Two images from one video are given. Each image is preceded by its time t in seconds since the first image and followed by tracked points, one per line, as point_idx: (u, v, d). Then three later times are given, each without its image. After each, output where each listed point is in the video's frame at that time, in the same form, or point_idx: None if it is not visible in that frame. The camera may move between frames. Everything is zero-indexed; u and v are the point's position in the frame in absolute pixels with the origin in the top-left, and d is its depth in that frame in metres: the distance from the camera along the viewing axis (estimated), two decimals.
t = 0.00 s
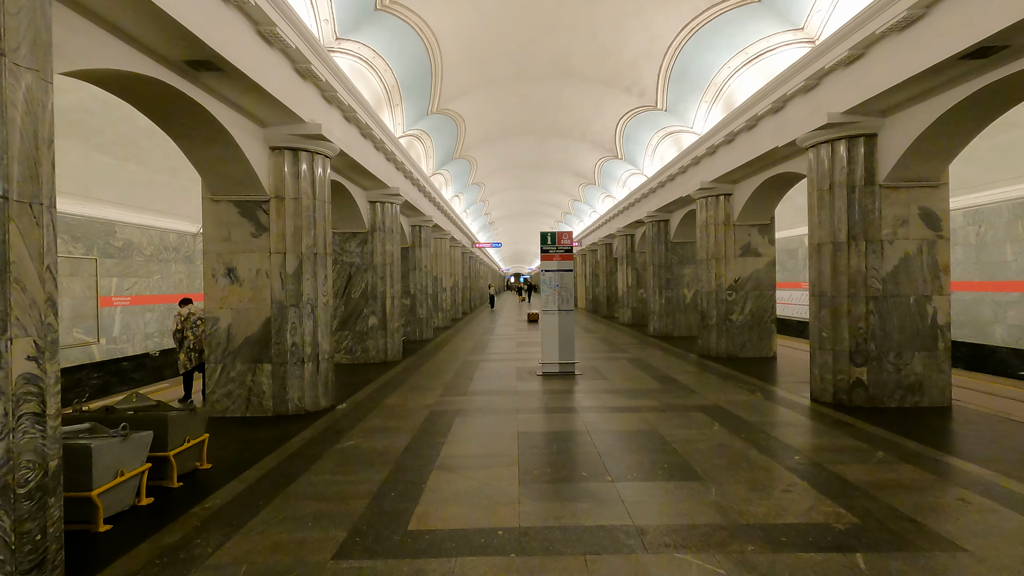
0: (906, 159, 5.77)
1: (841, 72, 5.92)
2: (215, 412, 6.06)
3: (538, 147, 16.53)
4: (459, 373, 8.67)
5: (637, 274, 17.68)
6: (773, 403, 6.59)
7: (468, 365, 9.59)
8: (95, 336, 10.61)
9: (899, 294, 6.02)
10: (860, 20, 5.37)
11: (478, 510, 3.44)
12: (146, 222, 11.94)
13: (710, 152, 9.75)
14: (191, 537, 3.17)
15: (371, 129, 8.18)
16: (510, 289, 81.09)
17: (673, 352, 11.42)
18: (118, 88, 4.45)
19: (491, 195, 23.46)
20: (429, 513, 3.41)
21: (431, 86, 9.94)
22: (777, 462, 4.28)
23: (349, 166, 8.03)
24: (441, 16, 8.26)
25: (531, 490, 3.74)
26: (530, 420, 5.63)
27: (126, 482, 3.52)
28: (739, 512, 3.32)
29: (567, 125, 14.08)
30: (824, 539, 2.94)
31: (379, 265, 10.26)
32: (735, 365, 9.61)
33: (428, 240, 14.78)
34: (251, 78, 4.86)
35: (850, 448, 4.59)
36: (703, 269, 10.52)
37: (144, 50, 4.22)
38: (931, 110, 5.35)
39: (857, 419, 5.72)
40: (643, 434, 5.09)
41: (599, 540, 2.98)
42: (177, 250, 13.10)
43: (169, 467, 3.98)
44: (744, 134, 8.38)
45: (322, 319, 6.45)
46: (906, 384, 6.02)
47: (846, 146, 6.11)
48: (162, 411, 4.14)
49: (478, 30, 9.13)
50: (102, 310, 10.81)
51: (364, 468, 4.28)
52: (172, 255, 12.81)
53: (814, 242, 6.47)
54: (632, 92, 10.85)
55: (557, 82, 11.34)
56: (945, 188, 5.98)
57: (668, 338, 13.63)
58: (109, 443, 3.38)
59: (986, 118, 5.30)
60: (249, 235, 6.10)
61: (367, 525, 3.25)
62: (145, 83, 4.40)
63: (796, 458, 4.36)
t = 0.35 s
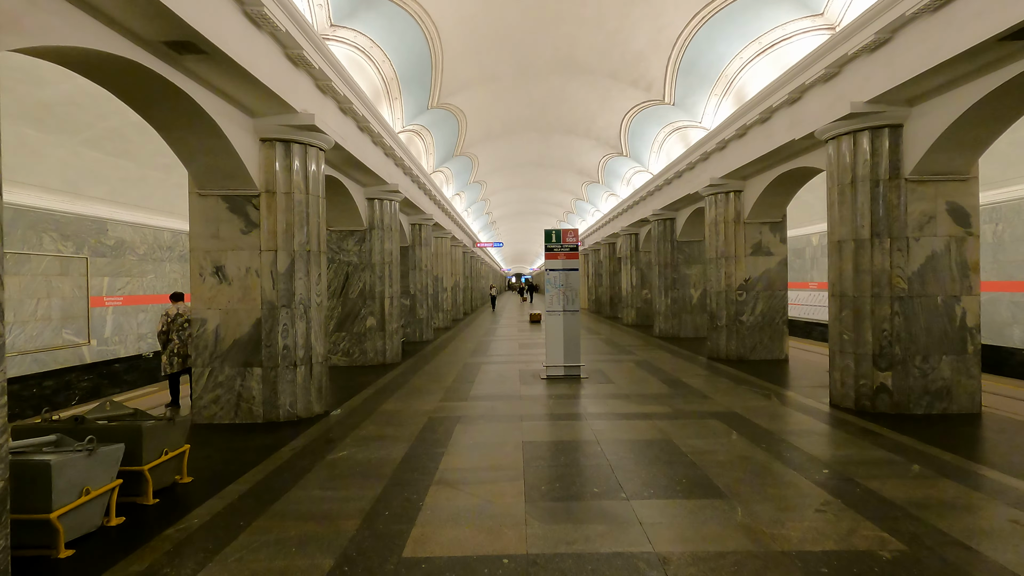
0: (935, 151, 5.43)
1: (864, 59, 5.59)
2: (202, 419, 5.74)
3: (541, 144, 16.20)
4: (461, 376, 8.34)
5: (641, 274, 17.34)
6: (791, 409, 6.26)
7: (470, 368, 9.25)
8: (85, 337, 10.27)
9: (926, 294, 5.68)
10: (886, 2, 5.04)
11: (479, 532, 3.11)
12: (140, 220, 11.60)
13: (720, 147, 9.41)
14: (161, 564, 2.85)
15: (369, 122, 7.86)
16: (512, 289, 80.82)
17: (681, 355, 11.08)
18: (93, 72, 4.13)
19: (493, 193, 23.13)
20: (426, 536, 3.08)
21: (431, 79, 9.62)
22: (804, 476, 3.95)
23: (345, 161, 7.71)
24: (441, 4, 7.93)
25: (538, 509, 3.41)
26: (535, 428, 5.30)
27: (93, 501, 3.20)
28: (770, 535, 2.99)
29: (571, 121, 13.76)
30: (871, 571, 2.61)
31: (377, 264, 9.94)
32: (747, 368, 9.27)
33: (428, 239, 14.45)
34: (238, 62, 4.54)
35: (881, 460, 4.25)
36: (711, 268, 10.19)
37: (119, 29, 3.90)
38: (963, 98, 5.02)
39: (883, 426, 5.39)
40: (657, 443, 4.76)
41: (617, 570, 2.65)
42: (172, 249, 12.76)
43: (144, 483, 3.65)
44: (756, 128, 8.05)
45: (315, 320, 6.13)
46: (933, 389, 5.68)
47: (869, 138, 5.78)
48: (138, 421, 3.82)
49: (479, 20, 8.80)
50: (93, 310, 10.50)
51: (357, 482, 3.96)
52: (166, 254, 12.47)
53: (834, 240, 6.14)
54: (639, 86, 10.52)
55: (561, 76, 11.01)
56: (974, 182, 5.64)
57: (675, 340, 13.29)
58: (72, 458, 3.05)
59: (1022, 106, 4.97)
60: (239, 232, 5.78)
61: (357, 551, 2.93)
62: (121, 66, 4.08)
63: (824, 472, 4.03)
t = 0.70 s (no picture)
0: (965, 143, 5.12)
1: (890, 46, 5.27)
2: (188, 427, 5.42)
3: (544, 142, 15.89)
4: (462, 380, 8.03)
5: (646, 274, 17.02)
6: (810, 416, 5.94)
7: (471, 371, 8.94)
8: (76, 339, 9.97)
9: (954, 295, 5.37)
10: None
11: (484, 560, 2.80)
12: (133, 219, 11.28)
13: (731, 142, 9.09)
14: None
15: (366, 116, 7.54)
16: (513, 290, 80.61)
17: (688, 357, 10.75)
18: (66, 55, 3.82)
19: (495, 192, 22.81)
20: (425, 564, 2.78)
21: (431, 72, 9.31)
22: (836, 493, 3.64)
23: (342, 155, 7.40)
24: None
25: (549, 531, 3.09)
26: (541, 438, 4.99)
27: (57, 524, 2.89)
28: (808, 565, 2.68)
29: (574, 118, 13.44)
30: None
31: (376, 263, 9.61)
32: (758, 372, 8.95)
33: (429, 238, 14.14)
34: (223, 46, 4.23)
35: (917, 475, 3.94)
36: (721, 268, 9.87)
37: (93, 8, 3.59)
38: (998, 86, 4.70)
39: (911, 435, 5.07)
40: (673, 455, 4.44)
41: None
42: (166, 248, 12.43)
43: (117, 502, 3.34)
44: (770, 121, 7.72)
45: (309, 323, 5.81)
46: (963, 396, 5.36)
47: (894, 129, 5.46)
48: (112, 433, 3.50)
49: (481, 11, 8.49)
50: (84, 310, 10.20)
51: (351, 499, 3.65)
52: (161, 254, 12.15)
53: (857, 238, 5.82)
54: (646, 80, 10.21)
55: (565, 69, 10.70)
56: (1006, 176, 5.32)
57: (681, 342, 12.97)
58: (32, 479, 2.73)
59: None
60: (228, 229, 5.46)
61: None
62: (96, 48, 3.76)
63: (856, 487, 3.71)
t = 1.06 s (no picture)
0: (1001, 136, 4.81)
1: (920, 32, 4.97)
2: (176, 437, 5.13)
3: (547, 140, 15.59)
4: (464, 385, 7.72)
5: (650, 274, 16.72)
6: (831, 423, 5.64)
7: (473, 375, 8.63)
8: (67, 341, 9.67)
9: (987, 297, 5.07)
10: None
11: None
12: (126, 217, 10.95)
13: (742, 138, 8.79)
14: None
15: (365, 110, 7.25)
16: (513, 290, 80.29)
17: (697, 360, 10.44)
18: (38, 37, 3.52)
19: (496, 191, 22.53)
20: None
21: (432, 65, 9.02)
22: (875, 513, 3.33)
23: (339, 151, 7.10)
24: None
25: (566, 560, 2.79)
26: (550, 449, 4.69)
27: (18, 554, 2.58)
28: None
29: (579, 114, 13.14)
30: None
31: (375, 263, 9.31)
32: (771, 375, 8.64)
33: (429, 238, 13.85)
34: (210, 29, 3.93)
35: (961, 492, 3.63)
36: (731, 268, 9.56)
37: None
38: None
39: (944, 446, 4.76)
40: (693, 468, 4.14)
41: None
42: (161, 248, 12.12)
43: (89, 526, 3.03)
44: (785, 115, 7.42)
45: (304, 326, 5.51)
46: (996, 404, 5.05)
47: (923, 121, 5.16)
48: (85, 449, 3.20)
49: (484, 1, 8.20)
50: (75, 312, 9.89)
51: (346, 520, 3.35)
52: (155, 254, 11.84)
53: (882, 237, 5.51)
54: (654, 74, 9.90)
55: (570, 63, 10.40)
56: None
57: (687, 344, 12.67)
58: None
59: None
60: (218, 227, 5.17)
61: None
62: (69, 29, 3.47)
63: (897, 507, 3.41)
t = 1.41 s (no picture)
0: None
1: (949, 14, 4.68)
2: (158, 444, 4.83)
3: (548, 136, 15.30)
4: (464, 388, 7.43)
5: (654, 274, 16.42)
6: (852, 428, 5.34)
7: (474, 377, 8.32)
8: (54, 342, 9.34)
9: (1019, 296, 4.78)
10: None
11: None
12: (117, 215, 10.64)
13: (752, 132, 8.50)
14: None
15: (361, 101, 6.96)
16: (514, 290, 79.92)
17: (704, 362, 10.15)
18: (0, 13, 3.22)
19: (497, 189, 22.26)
20: None
21: (431, 56, 8.73)
22: (916, 531, 3.04)
23: (334, 143, 6.80)
24: None
25: None
26: (557, 458, 4.40)
27: None
28: None
29: (581, 110, 12.85)
30: None
31: (372, 261, 9.01)
32: (782, 378, 8.34)
33: (429, 237, 13.56)
34: (190, 7, 3.64)
35: (1005, 507, 3.34)
36: (739, 267, 9.27)
37: None
38: None
39: (976, 455, 4.47)
40: (711, 480, 3.85)
41: None
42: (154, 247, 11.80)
43: (47, 548, 2.72)
44: (799, 107, 7.13)
45: (295, 327, 5.21)
46: None
47: (951, 109, 4.87)
48: (45, 463, 2.89)
49: None
50: (64, 312, 9.56)
51: (336, 540, 3.05)
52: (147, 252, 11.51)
53: (906, 232, 5.22)
54: (660, 66, 9.61)
55: (574, 55, 10.11)
56: None
57: (693, 345, 12.36)
58: None
59: None
60: (203, 221, 4.87)
61: None
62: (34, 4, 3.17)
63: (938, 524, 3.12)
